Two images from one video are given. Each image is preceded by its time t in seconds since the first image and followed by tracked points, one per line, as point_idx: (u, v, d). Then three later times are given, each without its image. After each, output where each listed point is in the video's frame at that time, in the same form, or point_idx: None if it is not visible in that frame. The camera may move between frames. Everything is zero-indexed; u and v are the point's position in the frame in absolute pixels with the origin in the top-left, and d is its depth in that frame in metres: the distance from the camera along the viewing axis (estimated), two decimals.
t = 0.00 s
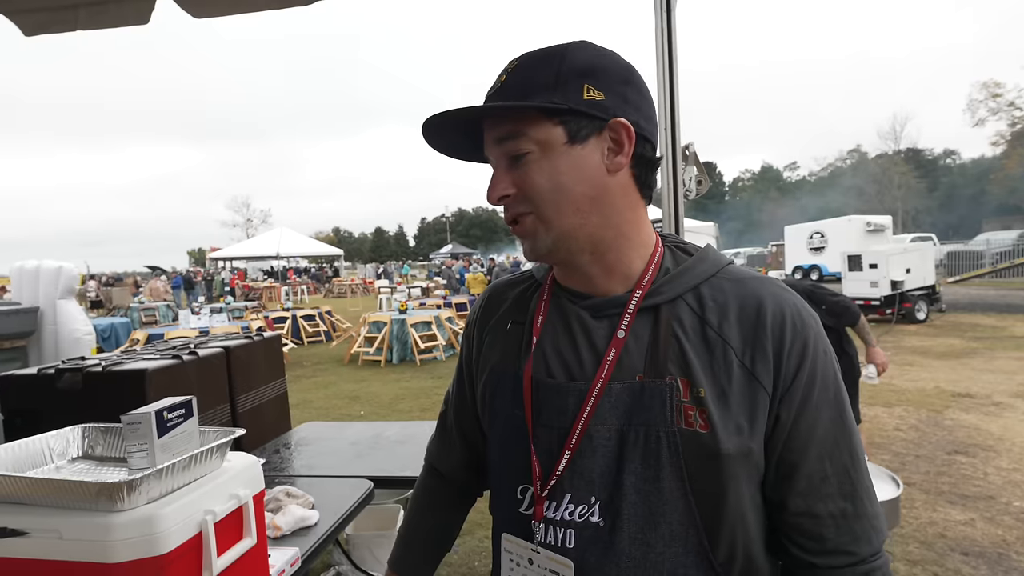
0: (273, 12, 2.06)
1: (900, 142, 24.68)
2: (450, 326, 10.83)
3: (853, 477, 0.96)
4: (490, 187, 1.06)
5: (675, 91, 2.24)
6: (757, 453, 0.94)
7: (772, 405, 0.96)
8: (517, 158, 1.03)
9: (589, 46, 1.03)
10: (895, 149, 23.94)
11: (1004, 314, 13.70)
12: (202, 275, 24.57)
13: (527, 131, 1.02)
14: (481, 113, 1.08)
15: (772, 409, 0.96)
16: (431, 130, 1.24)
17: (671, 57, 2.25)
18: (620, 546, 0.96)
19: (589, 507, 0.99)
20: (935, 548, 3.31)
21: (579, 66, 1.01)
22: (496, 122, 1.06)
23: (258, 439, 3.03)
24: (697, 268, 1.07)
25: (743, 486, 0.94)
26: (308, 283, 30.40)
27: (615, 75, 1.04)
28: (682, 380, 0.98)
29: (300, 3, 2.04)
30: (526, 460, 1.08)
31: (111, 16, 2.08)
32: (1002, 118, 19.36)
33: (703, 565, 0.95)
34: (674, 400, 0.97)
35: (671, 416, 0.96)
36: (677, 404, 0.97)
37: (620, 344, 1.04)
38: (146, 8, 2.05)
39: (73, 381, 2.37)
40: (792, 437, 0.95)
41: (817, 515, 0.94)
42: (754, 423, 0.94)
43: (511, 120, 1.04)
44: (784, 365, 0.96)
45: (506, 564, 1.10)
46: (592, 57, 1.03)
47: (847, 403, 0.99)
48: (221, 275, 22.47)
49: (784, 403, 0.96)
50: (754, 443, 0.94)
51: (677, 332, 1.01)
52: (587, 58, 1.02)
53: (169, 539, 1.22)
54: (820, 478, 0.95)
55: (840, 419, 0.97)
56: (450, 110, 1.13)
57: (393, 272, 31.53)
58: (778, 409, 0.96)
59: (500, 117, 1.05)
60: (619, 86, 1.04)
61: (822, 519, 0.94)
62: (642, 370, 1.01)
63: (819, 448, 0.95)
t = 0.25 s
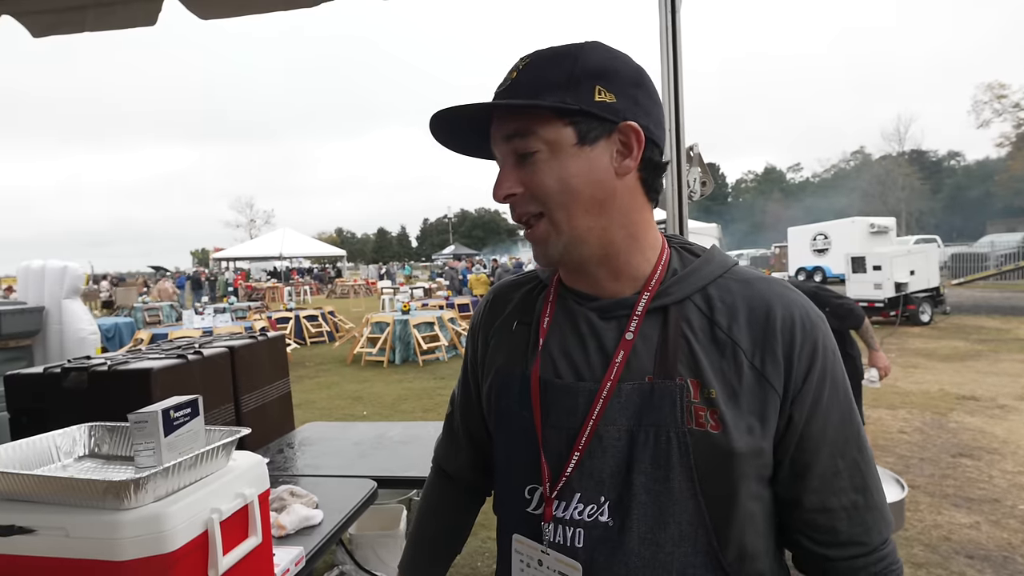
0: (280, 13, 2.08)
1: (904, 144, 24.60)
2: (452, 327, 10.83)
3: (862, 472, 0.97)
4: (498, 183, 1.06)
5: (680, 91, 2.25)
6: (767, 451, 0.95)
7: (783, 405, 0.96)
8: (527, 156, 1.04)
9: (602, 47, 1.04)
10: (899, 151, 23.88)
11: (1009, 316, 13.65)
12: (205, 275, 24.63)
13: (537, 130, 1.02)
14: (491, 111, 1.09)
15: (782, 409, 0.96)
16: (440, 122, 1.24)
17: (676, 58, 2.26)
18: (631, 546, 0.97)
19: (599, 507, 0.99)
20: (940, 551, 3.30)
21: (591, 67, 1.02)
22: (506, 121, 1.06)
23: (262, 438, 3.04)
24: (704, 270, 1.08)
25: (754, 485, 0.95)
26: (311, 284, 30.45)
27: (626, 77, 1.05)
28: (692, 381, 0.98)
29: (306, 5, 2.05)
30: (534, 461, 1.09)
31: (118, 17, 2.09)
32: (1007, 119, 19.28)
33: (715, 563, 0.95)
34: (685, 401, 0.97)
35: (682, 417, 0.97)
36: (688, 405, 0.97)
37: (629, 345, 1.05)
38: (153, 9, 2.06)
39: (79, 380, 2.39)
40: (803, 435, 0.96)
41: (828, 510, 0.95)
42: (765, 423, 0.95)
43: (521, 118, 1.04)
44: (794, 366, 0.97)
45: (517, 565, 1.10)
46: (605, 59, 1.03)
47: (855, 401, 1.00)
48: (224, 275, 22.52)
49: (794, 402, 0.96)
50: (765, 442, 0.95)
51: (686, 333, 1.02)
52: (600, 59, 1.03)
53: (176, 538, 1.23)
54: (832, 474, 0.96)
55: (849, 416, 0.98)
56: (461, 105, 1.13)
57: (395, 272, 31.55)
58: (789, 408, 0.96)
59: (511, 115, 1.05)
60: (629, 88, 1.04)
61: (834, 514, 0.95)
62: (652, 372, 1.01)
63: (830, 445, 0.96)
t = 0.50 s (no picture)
0: (286, 13, 2.09)
1: (910, 144, 24.49)
2: (456, 327, 10.84)
3: (872, 478, 0.96)
4: (512, 187, 1.06)
5: (686, 90, 2.25)
6: (778, 453, 0.94)
7: (793, 405, 0.96)
8: (538, 158, 1.04)
9: (603, 48, 1.04)
10: (905, 151, 23.78)
11: (1016, 318, 13.57)
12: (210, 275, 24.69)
13: (546, 131, 1.02)
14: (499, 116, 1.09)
15: (793, 410, 0.96)
16: (449, 134, 1.25)
17: (681, 58, 2.26)
18: (640, 545, 0.96)
19: (608, 505, 0.99)
20: (946, 554, 3.29)
21: (594, 67, 1.03)
22: (514, 125, 1.06)
23: (267, 437, 3.05)
24: (716, 270, 1.08)
25: (764, 485, 0.94)
26: (315, 284, 30.51)
27: (631, 75, 1.05)
28: (703, 380, 0.98)
29: (312, 5, 2.06)
30: (544, 459, 1.09)
31: (126, 17, 2.11)
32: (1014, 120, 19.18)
33: (724, 565, 0.95)
34: (695, 400, 0.97)
35: (692, 416, 0.97)
36: (698, 404, 0.97)
37: (641, 343, 1.05)
38: (160, 9, 2.07)
39: (85, 379, 2.40)
40: (813, 437, 0.95)
41: (837, 515, 0.95)
42: (776, 423, 0.95)
43: (529, 121, 1.04)
44: (805, 367, 0.97)
45: (526, 563, 1.10)
46: (607, 58, 1.04)
47: (865, 405, 0.99)
48: (229, 275, 22.59)
49: (805, 403, 0.96)
50: (775, 442, 0.94)
51: (697, 333, 1.02)
52: (602, 59, 1.03)
53: (182, 536, 1.24)
54: (841, 478, 0.95)
55: (859, 419, 0.97)
56: (469, 113, 1.14)
57: (399, 272, 31.57)
58: (800, 409, 0.96)
59: (519, 118, 1.06)
60: (634, 85, 1.05)
61: (842, 519, 0.95)
62: (663, 371, 1.01)
63: (840, 449, 0.95)
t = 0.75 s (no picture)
0: (290, 14, 2.09)
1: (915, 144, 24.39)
2: (459, 327, 10.84)
3: (874, 481, 0.95)
4: (515, 188, 1.06)
5: (689, 90, 2.25)
6: (778, 455, 0.94)
7: (794, 406, 0.96)
8: (539, 159, 1.04)
9: (605, 49, 1.04)
10: (909, 151, 23.68)
11: (1021, 319, 13.50)
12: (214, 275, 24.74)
13: (548, 132, 1.02)
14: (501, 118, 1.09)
15: (793, 411, 0.96)
16: (454, 136, 1.25)
17: (685, 58, 2.25)
18: (639, 544, 0.96)
19: (607, 505, 0.99)
20: (951, 555, 3.27)
21: (596, 69, 1.02)
22: (517, 126, 1.06)
23: (270, 437, 3.05)
24: (718, 271, 1.07)
25: (764, 486, 0.94)
26: (318, 284, 30.56)
27: (632, 77, 1.05)
28: (703, 381, 0.98)
29: (315, 6, 2.06)
30: (545, 458, 1.09)
31: (131, 18, 2.11)
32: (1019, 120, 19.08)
33: (723, 567, 0.95)
34: (695, 400, 0.97)
35: (692, 416, 0.96)
36: (697, 404, 0.97)
37: (641, 343, 1.05)
38: (165, 10, 2.08)
39: (90, 378, 2.40)
40: (814, 439, 0.95)
41: (837, 518, 0.94)
42: (776, 424, 0.94)
43: (531, 122, 1.04)
44: (806, 368, 0.96)
45: (526, 561, 1.10)
46: (608, 60, 1.03)
47: (868, 408, 0.98)
48: (232, 275, 22.63)
49: (806, 405, 0.95)
50: (775, 444, 0.94)
51: (698, 333, 1.02)
52: (604, 61, 1.03)
53: (185, 535, 1.24)
54: (842, 481, 0.94)
55: (862, 422, 0.96)
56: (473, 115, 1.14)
57: (402, 272, 31.58)
58: (800, 411, 0.95)
59: (521, 120, 1.06)
60: (636, 87, 1.04)
61: (843, 522, 0.94)
62: (663, 371, 1.01)
63: (841, 451, 0.95)
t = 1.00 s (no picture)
0: (291, 13, 2.08)
1: (918, 144, 24.34)
2: (460, 327, 10.84)
3: (878, 485, 0.94)
4: (512, 189, 1.06)
5: (691, 90, 2.24)
6: (777, 458, 0.93)
7: (793, 410, 0.95)
8: (536, 160, 1.04)
9: (602, 48, 1.04)
10: (912, 152, 23.63)
11: None
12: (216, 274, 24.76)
13: (544, 134, 1.02)
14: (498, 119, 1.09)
15: (793, 415, 0.95)
16: (451, 137, 1.25)
17: (687, 58, 2.25)
18: (637, 547, 0.96)
19: (606, 507, 0.99)
20: (954, 558, 3.26)
21: (593, 68, 1.02)
22: (514, 127, 1.06)
23: (271, 437, 3.05)
24: (718, 272, 1.07)
25: (764, 490, 0.93)
26: (320, 283, 30.58)
27: (630, 76, 1.04)
28: (702, 383, 0.97)
29: (317, 6, 2.06)
30: (544, 460, 1.09)
31: (133, 17, 2.11)
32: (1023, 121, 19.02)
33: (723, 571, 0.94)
34: (694, 403, 0.96)
35: (691, 419, 0.96)
36: (696, 407, 0.96)
37: (640, 346, 1.04)
38: (166, 10, 2.08)
39: (91, 377, 2.40)
40: (814, 442, 0.94)
41: (840, 522, 0.93)
42: (775, 427, 0.94)
43: (528, 123, 1.04)
44: (806, 371, 0.95)
45: (525, 563, 1.10)
46: (605, 58, 1.03)
47: (871, 411, 0.97)
48: (235, 275, 22.65)
49: (806, 408, 0.95)
50: (775, 447, 0.93)
51: (697, 335, 1.01)
52: (600, 60, 1.02)
53: (185, 535, 1.24)
54: (844, 485, 0.94)
55: (865, 426, 0.95)
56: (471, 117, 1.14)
57: (404, 273, 31.58)
58: (800, 414, 0.95)
59: (518, 121, 1.05)
60: (633, 86, 1.04)
61: (846, 527, 0.93)
62: (662, 374, 1.01)
63: (843, 455, 0.94)
